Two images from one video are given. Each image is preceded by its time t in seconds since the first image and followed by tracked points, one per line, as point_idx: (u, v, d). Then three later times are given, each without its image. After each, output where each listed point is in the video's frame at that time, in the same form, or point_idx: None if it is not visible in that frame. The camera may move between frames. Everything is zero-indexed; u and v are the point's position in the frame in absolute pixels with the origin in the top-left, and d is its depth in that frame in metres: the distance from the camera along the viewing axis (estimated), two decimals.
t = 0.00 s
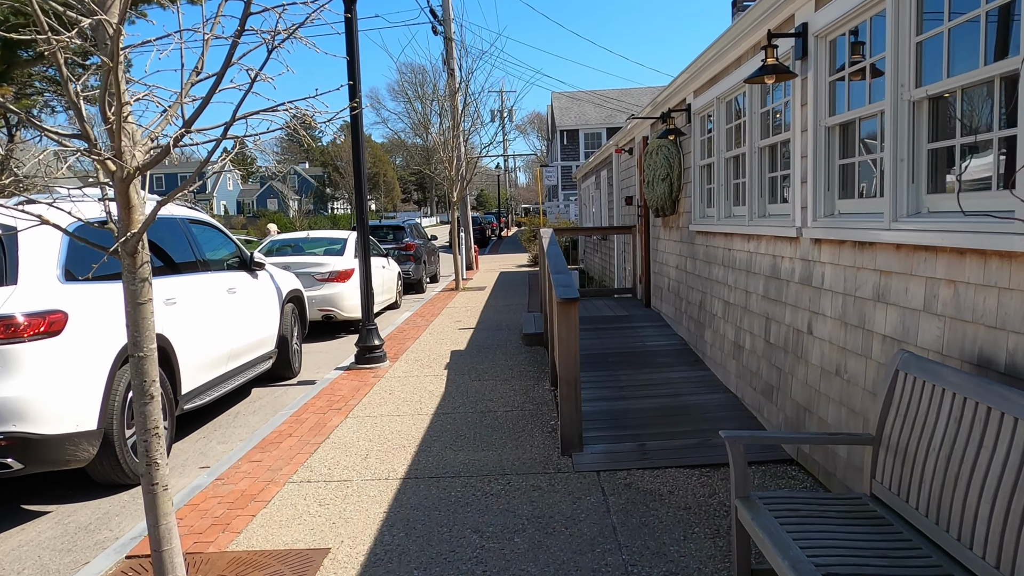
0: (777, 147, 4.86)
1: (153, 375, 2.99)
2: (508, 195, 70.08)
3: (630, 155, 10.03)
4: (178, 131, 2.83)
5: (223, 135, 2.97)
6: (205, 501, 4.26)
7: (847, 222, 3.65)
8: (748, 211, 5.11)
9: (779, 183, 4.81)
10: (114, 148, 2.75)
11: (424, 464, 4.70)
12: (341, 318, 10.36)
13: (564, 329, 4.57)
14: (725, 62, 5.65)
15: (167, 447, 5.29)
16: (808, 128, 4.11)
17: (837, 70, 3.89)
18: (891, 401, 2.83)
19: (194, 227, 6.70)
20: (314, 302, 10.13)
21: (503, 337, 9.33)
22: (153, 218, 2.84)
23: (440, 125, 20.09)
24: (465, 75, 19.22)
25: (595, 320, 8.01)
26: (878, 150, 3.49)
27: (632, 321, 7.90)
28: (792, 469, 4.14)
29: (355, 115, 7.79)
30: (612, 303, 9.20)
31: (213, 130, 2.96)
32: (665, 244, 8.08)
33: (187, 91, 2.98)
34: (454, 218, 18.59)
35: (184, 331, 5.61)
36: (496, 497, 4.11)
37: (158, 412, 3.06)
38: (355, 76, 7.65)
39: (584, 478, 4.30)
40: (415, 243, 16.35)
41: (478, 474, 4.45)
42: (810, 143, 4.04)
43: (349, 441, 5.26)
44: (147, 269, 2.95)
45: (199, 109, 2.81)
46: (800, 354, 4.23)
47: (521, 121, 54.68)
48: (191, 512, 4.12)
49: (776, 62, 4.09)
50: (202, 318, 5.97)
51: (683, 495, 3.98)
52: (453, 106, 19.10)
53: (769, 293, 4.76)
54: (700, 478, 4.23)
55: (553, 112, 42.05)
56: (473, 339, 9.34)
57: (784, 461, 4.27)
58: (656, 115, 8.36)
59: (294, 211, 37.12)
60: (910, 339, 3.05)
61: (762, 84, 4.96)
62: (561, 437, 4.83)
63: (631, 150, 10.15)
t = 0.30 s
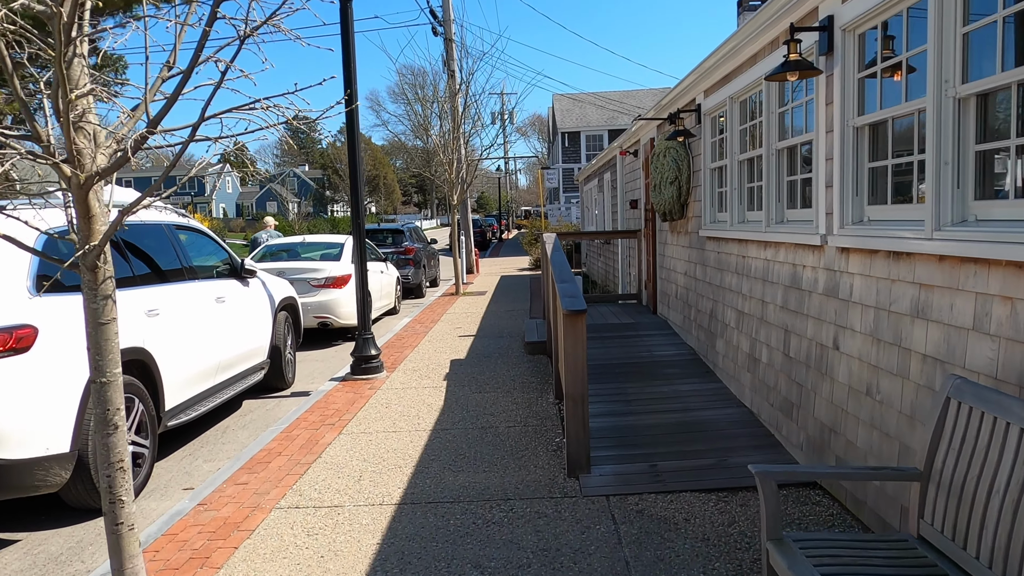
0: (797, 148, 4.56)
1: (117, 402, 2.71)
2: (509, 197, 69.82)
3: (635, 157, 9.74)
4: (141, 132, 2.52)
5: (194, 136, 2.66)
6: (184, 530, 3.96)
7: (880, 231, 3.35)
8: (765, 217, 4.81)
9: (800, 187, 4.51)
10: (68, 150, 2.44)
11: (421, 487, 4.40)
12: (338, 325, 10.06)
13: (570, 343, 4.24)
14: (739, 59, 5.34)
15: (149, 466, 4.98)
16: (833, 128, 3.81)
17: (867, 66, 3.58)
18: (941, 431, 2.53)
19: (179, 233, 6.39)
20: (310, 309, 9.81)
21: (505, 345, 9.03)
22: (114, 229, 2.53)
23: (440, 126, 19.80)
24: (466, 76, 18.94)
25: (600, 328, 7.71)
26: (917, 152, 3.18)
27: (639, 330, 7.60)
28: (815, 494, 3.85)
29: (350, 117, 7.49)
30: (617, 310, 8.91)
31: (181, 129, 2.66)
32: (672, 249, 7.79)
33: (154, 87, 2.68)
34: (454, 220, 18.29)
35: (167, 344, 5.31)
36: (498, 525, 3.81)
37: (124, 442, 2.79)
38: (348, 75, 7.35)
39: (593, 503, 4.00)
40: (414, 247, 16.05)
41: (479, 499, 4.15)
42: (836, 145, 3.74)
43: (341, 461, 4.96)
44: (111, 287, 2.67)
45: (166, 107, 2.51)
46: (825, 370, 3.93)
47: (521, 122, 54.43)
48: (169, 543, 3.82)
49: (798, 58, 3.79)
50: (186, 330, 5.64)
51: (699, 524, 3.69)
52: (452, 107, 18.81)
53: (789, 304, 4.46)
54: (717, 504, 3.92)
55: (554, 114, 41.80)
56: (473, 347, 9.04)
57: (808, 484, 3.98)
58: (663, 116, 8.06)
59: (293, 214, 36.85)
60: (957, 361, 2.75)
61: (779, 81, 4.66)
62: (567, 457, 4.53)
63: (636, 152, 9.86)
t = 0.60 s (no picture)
0: (821, 142, 4.24)
1: (69, 423, 2.41)
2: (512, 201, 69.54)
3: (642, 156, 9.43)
4: (91, 117, 2.24)
5: (148, 119, 2.42)
6: (159, 556, 3.67)
7: (919, 229, 3.04)
8: (785, 216, 4.51)
9: (823, 184, 4.21)
10: (6, 136, 2.15)
11: (417, 506, 4.09)
12: (336, 331, 9.76)
13: (578, 351, 3.92)
14: (755, 48, 5.03)
15: (129, 483, 4.65)
16: (864, 118, 3.49)
17: (902, 49, 3.29)
18: (1005, 454, 2.22)
19: (167, 236, 6.08)
20: (308, 314, 9.50)
21: (508, 351, 8.71)
22: (62, 226, 2.23)
23: (442, 128, 19.51)
24: (468, 76, 18.65)
25: (607, 335, 7.40)
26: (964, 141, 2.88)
27: (648, 336, 7.29)
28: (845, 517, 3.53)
29: (346, 114, 7.20)
30: (624, 315, 8.59)
31: (138, 112, 2.43)
32: (682, 251, 7.47)
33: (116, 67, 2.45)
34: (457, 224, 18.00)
35: (150, 353, 5.01)
36: (498, 550, 3.50)
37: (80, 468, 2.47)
38: (343, 70, 7.09)
39: (602, 526, 3.69)
40: (416, 250, 15.75)
41: (478, 520, 3.84)
42: (866, 135, 3.45)
43: (333, 477, 4.65)
44: (60, 292, 2.38)
45: (119, 88, 2.22)
46: (854, 382, 3.62)
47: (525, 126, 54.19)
48: (142, 569, 3.52)
49: (826, 41, 3.48)
50: (171, 338, 5.33)
51: (718, 549, 3.37)
52: (455, 108, 18.52)
53: (812, 310, 4.15)
54: (737, 526, 3.59)
55: (558, 116, 41.50)
56: (476, 353, 8.73)
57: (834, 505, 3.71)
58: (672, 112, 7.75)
59: (295, 218, 36.61)
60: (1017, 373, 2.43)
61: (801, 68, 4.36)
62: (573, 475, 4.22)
63: (643, 152, 9.56)
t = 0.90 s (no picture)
0: (847, 143, 3.96)
1: (18, 456, 2.21)
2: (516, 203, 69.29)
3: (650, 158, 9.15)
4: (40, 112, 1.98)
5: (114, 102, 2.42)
6: None
7: (963, 238, 2.77)
8: (805, 221, 4.24)
9: (849, 188, 3.95)
10: None
11: (413, 532, 3.81)
12: (335, 338, 9.49)
13: (585, 368, 3.61)
14: (773, 44, 4.75)
15: (111, 502, 4.28)
16: (898, 116, 3.21)
17: (942, 40, 3.01)
18: None
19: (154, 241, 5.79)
20: (306, 320, 9.23)
21: (512, 359, 8.43)
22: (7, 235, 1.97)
23: (445, 130, 19.26)
24: (472, 78, 18.41)
25: (613, 344, 7.12)
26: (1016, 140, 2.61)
27: (656, 345, 7.00)
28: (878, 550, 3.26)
29: (343, 115, 6.93)
30: (632, 323, 8.31)
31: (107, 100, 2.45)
32: (692, 257, 7.19)
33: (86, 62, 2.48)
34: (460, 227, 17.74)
35: (135, 365, 4.71)
36: None
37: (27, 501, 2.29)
38: (340, 69, 6.84)
39: (612, 557, 3.41)
40: (419, 254, 15.49)
41: (479, 549, 3.56)
42: (900, 136, 3.17)
43: (325, 497, 4.38)
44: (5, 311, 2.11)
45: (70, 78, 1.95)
46: (887, 403, 3.35)
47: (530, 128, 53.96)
48: None
49: (856, 32, 3.21)
50: (157, 347, 5.05)
51: None
52: (458, 109, 18.27)
53: (836, 323, 3.88)
54: (759, 559, 3.31)
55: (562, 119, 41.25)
56: (478, 361, 8.45)
57: (865, 535, 3.45)
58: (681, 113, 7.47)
59: (298, 221, 36.41)
60: None
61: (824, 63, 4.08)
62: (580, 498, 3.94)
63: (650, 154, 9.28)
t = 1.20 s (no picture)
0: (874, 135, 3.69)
1: None
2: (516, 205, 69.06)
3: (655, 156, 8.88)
4: None
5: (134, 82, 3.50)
6: None
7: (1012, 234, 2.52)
8: (827, 219, 3.98)
9: (876, 183, 3.68)
10: None
11: (406, 552, 3.54)
12: (330, 340, 9.21)
13: (592, 377, 3.34)
14: (792, 32, 4.48)
15: (84, 516, 4.00)
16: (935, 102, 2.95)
17: (985, 19, 2.75)
18: None
19: (138, 239, 5.51)
20: (300, 322, 8.96)
21: (512, 364, 8.16)
22: None
23: (445, 129, 19.01)
24: (472, 76, 18.16)
25: (618, 348, 6.85)
26: None
27: (662, 349, 6.74)
28: None
29: (339, 109, 6.66)
30: (637, 326, 8.04)
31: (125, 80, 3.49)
32: (700, 257, 6.93)
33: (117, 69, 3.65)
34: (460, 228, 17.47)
35: (112, 371, 4.43)
36: None
37: None
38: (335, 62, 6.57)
39: None
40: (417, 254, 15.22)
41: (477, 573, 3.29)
42: (938, 124, 2.90)
43: (313, 512, 4.11)
44: None
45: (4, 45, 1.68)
46: (920, 415, 3.08)
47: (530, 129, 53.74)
48: None
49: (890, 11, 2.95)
50: (139, 351, 4.78)
51: None
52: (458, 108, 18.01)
53: (862, 328, 3.61)
54: None
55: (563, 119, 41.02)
56: (477, 366, 8.18)
57: (895, 559, 3.19)
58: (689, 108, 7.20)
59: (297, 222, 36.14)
60: None
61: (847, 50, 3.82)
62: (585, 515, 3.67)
63: (655, 153, 9.02)
